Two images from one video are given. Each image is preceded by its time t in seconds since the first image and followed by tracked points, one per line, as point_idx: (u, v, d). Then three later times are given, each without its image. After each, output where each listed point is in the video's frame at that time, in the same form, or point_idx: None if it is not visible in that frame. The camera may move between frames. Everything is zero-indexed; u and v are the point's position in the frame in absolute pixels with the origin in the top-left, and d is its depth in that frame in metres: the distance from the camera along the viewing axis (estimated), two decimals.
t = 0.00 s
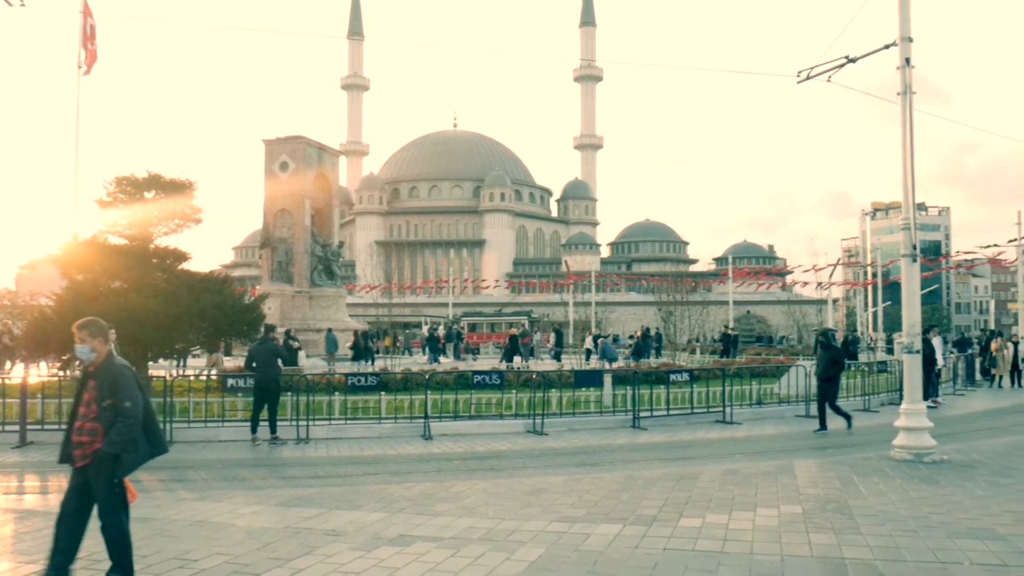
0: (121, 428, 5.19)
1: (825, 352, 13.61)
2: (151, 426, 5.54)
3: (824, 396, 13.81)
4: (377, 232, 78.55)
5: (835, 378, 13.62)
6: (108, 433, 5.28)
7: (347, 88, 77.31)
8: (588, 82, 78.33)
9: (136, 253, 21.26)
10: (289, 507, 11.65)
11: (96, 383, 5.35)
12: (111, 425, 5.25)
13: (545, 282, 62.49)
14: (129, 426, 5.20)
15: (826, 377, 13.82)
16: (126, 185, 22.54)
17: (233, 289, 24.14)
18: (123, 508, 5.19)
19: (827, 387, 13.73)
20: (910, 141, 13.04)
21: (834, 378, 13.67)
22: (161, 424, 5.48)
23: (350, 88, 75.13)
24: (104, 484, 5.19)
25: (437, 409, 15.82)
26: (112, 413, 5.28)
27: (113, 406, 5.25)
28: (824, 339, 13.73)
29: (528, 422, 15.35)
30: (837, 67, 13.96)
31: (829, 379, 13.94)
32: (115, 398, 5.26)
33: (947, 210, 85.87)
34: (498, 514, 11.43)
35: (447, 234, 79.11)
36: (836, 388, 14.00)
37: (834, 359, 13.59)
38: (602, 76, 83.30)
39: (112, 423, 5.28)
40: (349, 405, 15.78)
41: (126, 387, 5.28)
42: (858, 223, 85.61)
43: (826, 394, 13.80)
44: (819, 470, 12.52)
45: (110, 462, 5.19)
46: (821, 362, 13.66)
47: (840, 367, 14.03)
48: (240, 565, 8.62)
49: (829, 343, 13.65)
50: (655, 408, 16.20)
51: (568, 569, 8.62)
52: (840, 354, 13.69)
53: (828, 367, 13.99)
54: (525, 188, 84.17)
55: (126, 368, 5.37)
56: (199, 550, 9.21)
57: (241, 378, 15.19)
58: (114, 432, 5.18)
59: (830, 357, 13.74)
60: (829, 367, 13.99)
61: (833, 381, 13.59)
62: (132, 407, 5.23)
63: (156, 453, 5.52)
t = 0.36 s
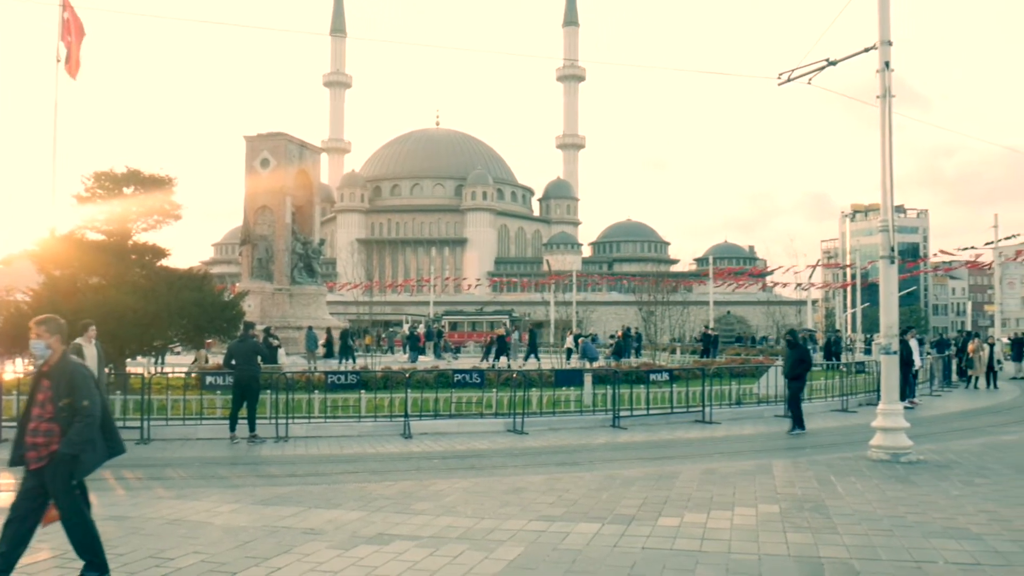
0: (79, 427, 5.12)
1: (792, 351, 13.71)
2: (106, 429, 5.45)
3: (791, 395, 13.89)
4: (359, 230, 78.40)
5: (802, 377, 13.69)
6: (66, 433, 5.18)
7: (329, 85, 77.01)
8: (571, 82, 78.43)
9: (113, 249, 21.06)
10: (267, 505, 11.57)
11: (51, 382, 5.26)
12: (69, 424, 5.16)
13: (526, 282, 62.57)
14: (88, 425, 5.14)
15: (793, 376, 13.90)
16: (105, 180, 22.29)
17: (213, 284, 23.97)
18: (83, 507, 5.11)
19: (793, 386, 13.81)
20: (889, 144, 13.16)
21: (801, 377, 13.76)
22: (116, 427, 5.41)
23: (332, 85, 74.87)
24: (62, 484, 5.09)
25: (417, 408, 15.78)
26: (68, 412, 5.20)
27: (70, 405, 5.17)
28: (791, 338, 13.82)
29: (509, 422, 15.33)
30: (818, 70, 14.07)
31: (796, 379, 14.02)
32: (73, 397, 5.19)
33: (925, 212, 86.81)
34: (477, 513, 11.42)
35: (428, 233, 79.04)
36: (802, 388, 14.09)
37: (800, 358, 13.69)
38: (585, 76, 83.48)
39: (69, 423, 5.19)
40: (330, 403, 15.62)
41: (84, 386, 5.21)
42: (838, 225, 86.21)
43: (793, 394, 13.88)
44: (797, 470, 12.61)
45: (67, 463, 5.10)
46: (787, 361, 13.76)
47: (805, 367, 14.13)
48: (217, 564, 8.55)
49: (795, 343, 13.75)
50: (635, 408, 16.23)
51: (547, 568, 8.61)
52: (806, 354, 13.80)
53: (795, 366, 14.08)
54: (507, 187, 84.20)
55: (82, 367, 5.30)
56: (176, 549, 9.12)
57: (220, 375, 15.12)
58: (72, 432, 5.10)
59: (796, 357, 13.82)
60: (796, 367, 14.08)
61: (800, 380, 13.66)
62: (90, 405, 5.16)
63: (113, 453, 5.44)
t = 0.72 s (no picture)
0: (22, 423, 5.03)
1: (755, 355, 13.76)
2: (50, 427, 5.35)
3: (756, 398, 13.96)
4: (337, 228, 78.15)
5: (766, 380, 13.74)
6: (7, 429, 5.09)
7: (308, 81, 76.60)
8: (551, 82, 78.54)
9: (88, 245, 20.82)
10: (241, 504, 11.48)
11: None
12: (12, 420, 5.08)
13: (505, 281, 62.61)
14: (31, 422, 5.05)
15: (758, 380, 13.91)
16: (79, 175, 22.07)
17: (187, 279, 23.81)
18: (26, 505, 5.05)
19: (758, 390, 13.87)
20: (864, 147, 13.26)
21: (765, 381, 13.82)
22: (60, 428, 5.32)
23: (312, 82, 74.53)
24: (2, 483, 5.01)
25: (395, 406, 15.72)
26: (11, 408, 5.10)
27: (13, 400, 5.07)
28: (753, 342, 13.89)
29: (486, 421, 15.32)
30: (795, 72, 14.14)
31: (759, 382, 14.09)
32: (16, 392, 5.09)
33: (901, 215, 87.77)
34: (453, 511, 11.39)
35: (408, 231, 78.90)
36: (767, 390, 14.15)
37: (764, 362, 13.74)
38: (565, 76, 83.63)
39: (12, 418, 5.10)
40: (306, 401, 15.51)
41: (29, 381, 5.11)
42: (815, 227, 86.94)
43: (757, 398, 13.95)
44: (773, 470, 12.68)
45: (8, 461, 5.02)
46: (751, 365, 13.81)
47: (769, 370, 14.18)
48: (189, 563, 8.46)
49: (758, 346, 13.80)
50: (612, 407, 16.26)
51: (521, 568, 8.59)
52: (769, 357, 13.86)
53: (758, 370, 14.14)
54: (486, 186, 84.18)
55: (27, 361, 5.19)
56: (148, 548, 9.02)
57: (194, 372, 14.99)
58: (15, 428, 5.02)
59: (759, 360, 13.89)
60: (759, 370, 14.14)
61: (764, 383, 13.72)
62: (34, 401, 5.07)
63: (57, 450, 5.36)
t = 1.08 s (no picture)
0: None
1: (717, 353, 13.84)
2: None
3: (716, 396, 14.04)
4: (313, 224, 77.73)
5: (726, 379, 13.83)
6: None
7: (285, 77, 76.06)
8: (529, 81, 78.57)
9: (59, 240, 20.48)
10: (211, 502, 11.38)
11: None
12: None
13: (481, 279, 62.57)
14: None
15: (719, 377, 14.00)
16: (50, 169, 21.79)
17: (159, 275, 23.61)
18: None
19: (718, 388, 13.96)
20: (838, 150, 13.37)
21: (726, 379, 13.91)
22: None
23: (288, 78, 74.04)
24: None
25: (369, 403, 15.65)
26: None
27: None
28: (716, 341, 13.97)
29: (460, 419, 15.32)
30: (770, 74, 14.23)
31: (720, 380, 14.18)
32: None
33: (874, 217, 88.71)
34: (425, 510, 11.36)
35: (384, 228, 78.63)
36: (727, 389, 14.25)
37: (726, 360, 13.82)
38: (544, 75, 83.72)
39: None
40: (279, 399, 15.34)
41: None
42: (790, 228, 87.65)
43: (717, 395, 14.04)
44: (745, 470, 12.76)
45: None
46: (714, 362, 13.89)
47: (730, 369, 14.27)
48: (156, 563, 8.36)
49: (721, 345, 13.89)
50: (585, 406, 16.29)
51: (492, 567, 8.58)
52: (731, 355, 13.94)
53: (720, 368, 14.23)
54: (463, 184, 84.03)
55: None
56: (116, 547, 8.90)
57: (167, 369, 14.89)
58: None
59: (721, 358, 13.98)
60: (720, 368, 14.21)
61: (725, 381, 13.82)
62: None
63: None
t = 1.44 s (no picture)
0: None
1: (677, 350, 13.92)
2: None
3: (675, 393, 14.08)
4: (286, 221, 77.20)
5: (686, 376, 13.91)
6: None
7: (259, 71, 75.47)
8: (505, 79, 78.54)
9: (27, 234, 20.14)
10: (179, 501, 11.26)
11: None
12: None
13: (455, 278, 62.47)
14: None
15: (678, 374, 14.07)
16: (17, 163, 21.24)
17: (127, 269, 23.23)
18: None
19: (678, 385, 14.01)
20: (809, 151, 13.47)
21: (686, 376, 14.01)
22: None
23: (262, 73, 73.48)
24: None
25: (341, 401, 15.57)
26: None
27: None
28: (676, 338, 14.05)
29: (432, 417, 15.28)
30: (743, 75, 14.30)
31: (680, 377, 14.23)
32: None
33: (846, 218, 89.64)
34: (395, 509, 11.32)
35: (358, 225, 78.27)
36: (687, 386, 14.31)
37: (686, 356, 13.90)
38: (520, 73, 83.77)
39: None
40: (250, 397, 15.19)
41: None
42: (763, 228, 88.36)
43: (678, 392, 14.14)
44: (715, 468, 12.83)
45: None
46: (674, 359, 13.97)
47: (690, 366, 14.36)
48: (122, 562, 8.26)
49: (681, 342, 13.95)
50: (558, 405, 16.31)
51: (461, 565, 8.56)
52: (691, 353, 14.03)
53: (681, 365, 14.34)
54: (439, 181, 83.80)
55: None
56: (81, 546, 8.78)
57: (135, 366, 15.11)
58: None
59: (681, 355, 14.04)
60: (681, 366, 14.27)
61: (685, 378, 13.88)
62: None
63: None
